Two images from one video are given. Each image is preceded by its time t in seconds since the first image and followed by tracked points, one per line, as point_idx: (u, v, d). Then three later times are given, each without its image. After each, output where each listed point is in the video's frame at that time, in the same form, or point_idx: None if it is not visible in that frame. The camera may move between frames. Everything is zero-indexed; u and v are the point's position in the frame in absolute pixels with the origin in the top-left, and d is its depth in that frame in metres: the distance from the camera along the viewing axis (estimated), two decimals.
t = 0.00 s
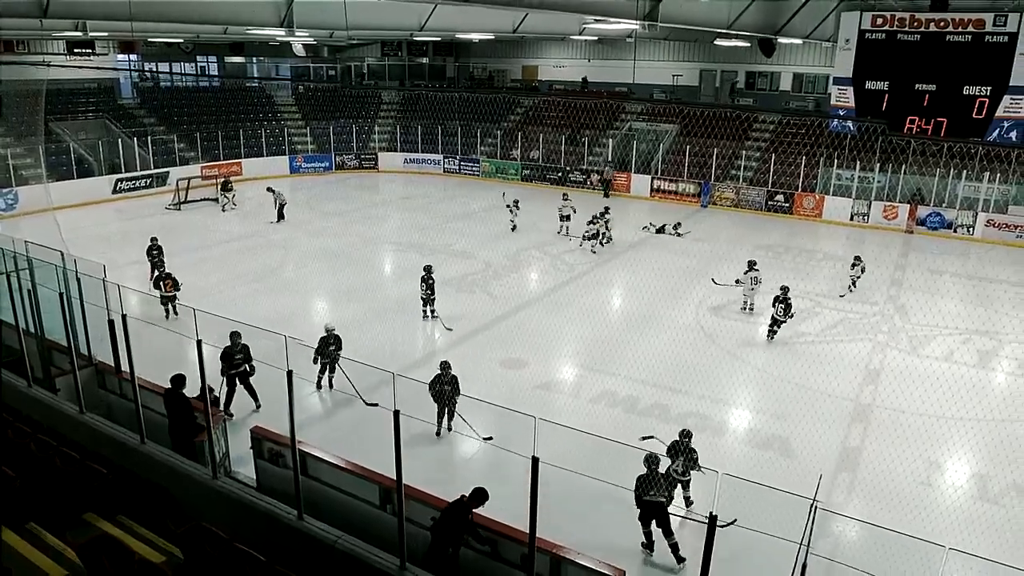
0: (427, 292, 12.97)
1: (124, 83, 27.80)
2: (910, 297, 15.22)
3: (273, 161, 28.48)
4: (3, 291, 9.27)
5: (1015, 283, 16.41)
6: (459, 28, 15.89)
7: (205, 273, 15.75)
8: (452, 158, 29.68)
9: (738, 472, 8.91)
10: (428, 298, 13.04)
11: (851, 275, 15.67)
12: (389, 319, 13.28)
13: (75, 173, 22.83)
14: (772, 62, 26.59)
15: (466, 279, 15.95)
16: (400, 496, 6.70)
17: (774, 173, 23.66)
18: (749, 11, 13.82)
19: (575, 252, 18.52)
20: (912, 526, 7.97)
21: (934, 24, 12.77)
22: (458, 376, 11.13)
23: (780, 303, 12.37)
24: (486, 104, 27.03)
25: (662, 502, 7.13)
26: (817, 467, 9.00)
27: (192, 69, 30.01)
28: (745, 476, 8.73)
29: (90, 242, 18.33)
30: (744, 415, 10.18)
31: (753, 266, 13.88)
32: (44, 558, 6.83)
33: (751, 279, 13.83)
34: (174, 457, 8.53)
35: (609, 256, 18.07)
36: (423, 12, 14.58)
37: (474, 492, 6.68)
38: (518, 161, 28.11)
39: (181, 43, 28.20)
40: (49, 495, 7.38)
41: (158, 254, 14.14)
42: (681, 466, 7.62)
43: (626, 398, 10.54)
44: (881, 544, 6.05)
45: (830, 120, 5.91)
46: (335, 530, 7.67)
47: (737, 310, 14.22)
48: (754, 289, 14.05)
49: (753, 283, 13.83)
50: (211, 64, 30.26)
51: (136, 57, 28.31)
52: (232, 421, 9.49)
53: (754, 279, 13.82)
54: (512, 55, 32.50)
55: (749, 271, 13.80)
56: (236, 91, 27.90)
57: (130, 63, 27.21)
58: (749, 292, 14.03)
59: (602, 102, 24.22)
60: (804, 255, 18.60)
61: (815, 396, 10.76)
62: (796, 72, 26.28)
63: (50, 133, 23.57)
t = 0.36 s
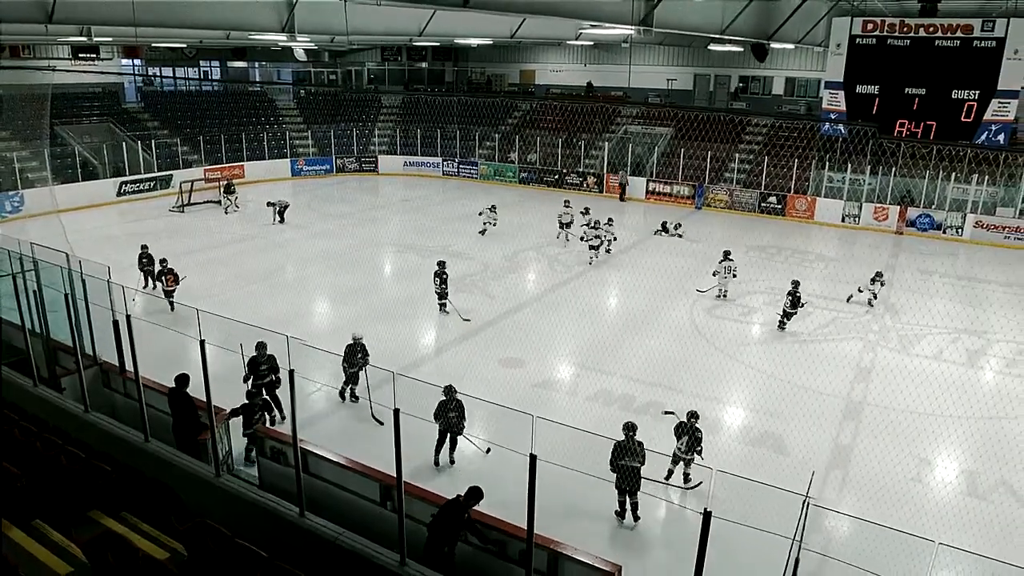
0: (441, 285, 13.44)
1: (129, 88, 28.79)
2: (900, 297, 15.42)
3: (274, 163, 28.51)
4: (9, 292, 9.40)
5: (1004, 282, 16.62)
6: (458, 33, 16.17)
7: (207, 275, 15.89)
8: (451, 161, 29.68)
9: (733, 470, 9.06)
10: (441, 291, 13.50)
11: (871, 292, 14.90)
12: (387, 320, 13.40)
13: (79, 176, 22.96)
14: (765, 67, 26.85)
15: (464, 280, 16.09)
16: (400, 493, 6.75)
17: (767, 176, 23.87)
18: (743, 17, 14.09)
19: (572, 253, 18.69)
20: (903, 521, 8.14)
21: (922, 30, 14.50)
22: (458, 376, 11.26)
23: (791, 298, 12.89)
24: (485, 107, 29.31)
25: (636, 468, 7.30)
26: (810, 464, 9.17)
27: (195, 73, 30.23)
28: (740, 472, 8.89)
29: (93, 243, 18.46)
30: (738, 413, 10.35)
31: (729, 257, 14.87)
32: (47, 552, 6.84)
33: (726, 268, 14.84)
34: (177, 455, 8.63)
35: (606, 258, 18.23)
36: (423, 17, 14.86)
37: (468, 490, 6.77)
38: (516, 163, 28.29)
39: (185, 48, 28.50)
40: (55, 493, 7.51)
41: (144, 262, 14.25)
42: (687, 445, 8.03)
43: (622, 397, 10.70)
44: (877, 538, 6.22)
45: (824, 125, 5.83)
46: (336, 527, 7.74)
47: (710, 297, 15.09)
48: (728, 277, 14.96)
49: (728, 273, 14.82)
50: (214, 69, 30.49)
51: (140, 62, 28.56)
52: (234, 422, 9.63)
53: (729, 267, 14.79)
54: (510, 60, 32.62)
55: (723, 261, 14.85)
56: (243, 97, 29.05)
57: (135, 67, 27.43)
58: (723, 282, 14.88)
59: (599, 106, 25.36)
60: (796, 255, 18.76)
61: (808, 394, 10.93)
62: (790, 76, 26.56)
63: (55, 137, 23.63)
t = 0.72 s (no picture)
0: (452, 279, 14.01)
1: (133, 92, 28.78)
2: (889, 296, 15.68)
3: (277, 166, 28.63)
4: (15, 293, 9.57)
5: (992, 282, 16.88)
6: (456, 37, 16.43)
7: (210, 276, 16.06)
8: (450, 164, 29.78)
9: (726, 465, 9.26)
10: (452, 286, 14.07)
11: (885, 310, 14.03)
12: (387, 320, 13.59)
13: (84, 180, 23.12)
14: (758, 71, 27.13)
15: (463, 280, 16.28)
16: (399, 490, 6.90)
17: (759, 178, 24.14)
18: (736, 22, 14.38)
19: (569, 254, 18.91)
20: (892, 516, 8.33)
21: (910, 35, 13.34)
22: (457, 374, 11.46)
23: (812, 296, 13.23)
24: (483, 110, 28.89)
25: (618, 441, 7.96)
26: (801, 460, 9.37)
27: (198, 78, 30.48)
28: (732, 467, 9.09)
29: (99, 245, 18.62)
30: (731, 410, 10.55)
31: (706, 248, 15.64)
32: (53, 549, 6.53)
33: (703, 259, 15.58)
34: (181, 452, 8.78)
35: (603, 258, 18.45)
36: (421, 22, 15.13)
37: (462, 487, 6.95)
38: (513, 166, 28.54)
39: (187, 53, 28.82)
40: (62, 490, 7.63)
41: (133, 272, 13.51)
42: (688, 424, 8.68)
43: (618, 394, 10.90)
44: (864, 532, 6.38)
45: (813, 128, 6.22)
46: (337, 523, 7.89)
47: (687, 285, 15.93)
48: (705, 267, 15.77)
49: (704, 263, 15.58)
50: (216, 73, 30.75)
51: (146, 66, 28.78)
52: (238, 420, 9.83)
53: (705, 257, 15.53)
54: (508, 65, 32.79)
55: (700, 252, 15.59)
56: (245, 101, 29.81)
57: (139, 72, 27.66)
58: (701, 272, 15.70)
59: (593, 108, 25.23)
60: (787, 256, 18.97)
61: (800, 392, 11.13)
62: (782, 81, 26.86)
63: (61, 140, 23.79)
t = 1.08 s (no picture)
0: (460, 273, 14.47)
1: (133, 94, 28.64)
2: (876, 294, 15.93)
3: (274, 168, 28.75)
4: (17, 293, 9.71)
5: (975, 280, 17.18)
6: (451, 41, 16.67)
7: (209, 276, 16.19)
8: (446, 165, 29.88)
9: (716, 459, 9.48)
10: (461, 280, 14.53)
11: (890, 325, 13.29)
12: (384, 319, 13.75)
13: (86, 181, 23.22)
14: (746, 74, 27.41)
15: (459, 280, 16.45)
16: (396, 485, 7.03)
17: (748, 179, 24.43)
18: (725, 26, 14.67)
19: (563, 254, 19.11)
20: (878, 509, 8.55)
21: (895, 39, 13.54)
22: (453, 371, 11.65)
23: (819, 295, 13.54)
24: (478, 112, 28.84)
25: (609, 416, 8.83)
26: (790, 454, 9.59)
27: (197, 82, 30.67)
28: (722, 461, 9.31)
29: (100, 246, 18.74)
30: (721, 406, 10.78)
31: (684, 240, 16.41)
32: (56, 544, 6.83)
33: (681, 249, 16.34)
34: (182, 449, 8.92)
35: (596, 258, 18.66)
36: (416, 26, 15.36)
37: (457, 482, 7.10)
38: (508, 167, 28.73)
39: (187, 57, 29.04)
40: (64, 486, 7.74)
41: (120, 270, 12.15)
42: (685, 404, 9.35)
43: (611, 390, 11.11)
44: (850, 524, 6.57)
45: (801, 129, 6.54)
46: (336, 518, 8.01)
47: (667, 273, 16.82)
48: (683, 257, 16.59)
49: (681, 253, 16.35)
50: (216, 77, 30.93)
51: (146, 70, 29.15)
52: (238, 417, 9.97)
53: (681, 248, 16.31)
54: (503, 68, 33.03)
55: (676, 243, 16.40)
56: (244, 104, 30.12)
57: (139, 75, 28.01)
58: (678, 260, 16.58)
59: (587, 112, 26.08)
60: (775, 255, 19.21)
61: (788, 388, 11.37)
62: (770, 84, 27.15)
63: (61, 143, 23.97)
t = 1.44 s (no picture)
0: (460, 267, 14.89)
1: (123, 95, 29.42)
2: (855, 289, 16.27)
3: (265, 168, 28.77)
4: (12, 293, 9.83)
5: (951, 274, 17.57)
6: (438, 41, 16.87)
7: (202, 275, 16.27)
8: (435, 164, 30.10)
9: (701, 450, 9.74)
10: (461, 273, 14.94)
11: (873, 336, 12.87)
12: (375, 315, 13.91)
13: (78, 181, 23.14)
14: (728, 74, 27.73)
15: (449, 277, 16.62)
16: (389, 478, 7.16)
17: (731, 177, 24.76)
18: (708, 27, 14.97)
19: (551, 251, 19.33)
20: (856, 496, 8.84)
21: (873, 40, 13.81)
22: (444, 366, 11.84)
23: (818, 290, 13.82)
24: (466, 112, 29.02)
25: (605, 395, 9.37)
26: (773, 445, 9.87)
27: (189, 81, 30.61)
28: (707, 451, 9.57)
29: (95, 246, 18.76)
30: (705, 398, 11.04)
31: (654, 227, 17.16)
32: (54, 542, 7.04)
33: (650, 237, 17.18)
34: (176, 445, 9.04)
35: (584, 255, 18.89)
36: (405, 28, 15.55)
37: (447, 475, 7.31)
38: (496, 166, 28.90)
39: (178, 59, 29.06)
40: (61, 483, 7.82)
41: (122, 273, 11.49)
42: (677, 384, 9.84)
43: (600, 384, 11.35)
44: (831, 512, 6.82)
45: (782, 129, 6.44)
46: (329, 512, 8.15)
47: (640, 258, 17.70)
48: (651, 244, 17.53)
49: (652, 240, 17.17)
50: (207, 78, 30.93)
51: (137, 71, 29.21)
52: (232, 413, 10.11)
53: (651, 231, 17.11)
54: (490, 68, 33.23)
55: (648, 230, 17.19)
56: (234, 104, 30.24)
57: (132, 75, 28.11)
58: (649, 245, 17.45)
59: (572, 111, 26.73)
60: (758, 251, 19.53)
61: (770, 380, 11.66)
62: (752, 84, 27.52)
63: (54, 143, 24.00)
